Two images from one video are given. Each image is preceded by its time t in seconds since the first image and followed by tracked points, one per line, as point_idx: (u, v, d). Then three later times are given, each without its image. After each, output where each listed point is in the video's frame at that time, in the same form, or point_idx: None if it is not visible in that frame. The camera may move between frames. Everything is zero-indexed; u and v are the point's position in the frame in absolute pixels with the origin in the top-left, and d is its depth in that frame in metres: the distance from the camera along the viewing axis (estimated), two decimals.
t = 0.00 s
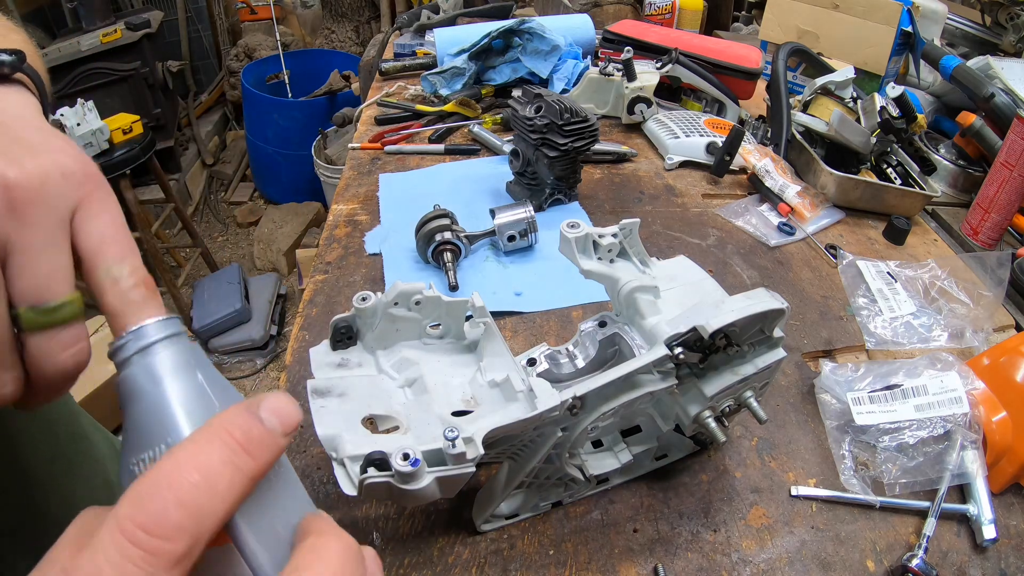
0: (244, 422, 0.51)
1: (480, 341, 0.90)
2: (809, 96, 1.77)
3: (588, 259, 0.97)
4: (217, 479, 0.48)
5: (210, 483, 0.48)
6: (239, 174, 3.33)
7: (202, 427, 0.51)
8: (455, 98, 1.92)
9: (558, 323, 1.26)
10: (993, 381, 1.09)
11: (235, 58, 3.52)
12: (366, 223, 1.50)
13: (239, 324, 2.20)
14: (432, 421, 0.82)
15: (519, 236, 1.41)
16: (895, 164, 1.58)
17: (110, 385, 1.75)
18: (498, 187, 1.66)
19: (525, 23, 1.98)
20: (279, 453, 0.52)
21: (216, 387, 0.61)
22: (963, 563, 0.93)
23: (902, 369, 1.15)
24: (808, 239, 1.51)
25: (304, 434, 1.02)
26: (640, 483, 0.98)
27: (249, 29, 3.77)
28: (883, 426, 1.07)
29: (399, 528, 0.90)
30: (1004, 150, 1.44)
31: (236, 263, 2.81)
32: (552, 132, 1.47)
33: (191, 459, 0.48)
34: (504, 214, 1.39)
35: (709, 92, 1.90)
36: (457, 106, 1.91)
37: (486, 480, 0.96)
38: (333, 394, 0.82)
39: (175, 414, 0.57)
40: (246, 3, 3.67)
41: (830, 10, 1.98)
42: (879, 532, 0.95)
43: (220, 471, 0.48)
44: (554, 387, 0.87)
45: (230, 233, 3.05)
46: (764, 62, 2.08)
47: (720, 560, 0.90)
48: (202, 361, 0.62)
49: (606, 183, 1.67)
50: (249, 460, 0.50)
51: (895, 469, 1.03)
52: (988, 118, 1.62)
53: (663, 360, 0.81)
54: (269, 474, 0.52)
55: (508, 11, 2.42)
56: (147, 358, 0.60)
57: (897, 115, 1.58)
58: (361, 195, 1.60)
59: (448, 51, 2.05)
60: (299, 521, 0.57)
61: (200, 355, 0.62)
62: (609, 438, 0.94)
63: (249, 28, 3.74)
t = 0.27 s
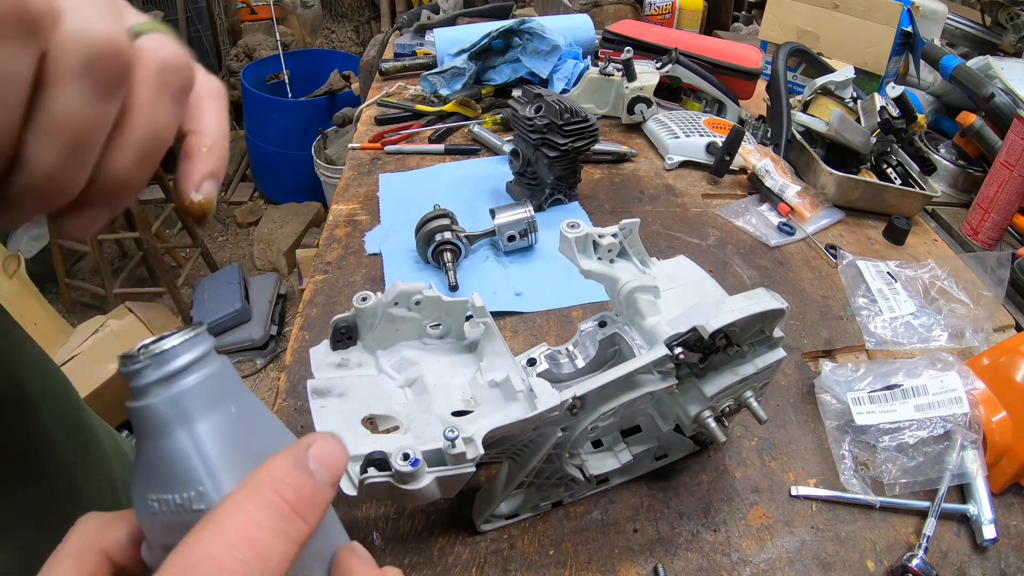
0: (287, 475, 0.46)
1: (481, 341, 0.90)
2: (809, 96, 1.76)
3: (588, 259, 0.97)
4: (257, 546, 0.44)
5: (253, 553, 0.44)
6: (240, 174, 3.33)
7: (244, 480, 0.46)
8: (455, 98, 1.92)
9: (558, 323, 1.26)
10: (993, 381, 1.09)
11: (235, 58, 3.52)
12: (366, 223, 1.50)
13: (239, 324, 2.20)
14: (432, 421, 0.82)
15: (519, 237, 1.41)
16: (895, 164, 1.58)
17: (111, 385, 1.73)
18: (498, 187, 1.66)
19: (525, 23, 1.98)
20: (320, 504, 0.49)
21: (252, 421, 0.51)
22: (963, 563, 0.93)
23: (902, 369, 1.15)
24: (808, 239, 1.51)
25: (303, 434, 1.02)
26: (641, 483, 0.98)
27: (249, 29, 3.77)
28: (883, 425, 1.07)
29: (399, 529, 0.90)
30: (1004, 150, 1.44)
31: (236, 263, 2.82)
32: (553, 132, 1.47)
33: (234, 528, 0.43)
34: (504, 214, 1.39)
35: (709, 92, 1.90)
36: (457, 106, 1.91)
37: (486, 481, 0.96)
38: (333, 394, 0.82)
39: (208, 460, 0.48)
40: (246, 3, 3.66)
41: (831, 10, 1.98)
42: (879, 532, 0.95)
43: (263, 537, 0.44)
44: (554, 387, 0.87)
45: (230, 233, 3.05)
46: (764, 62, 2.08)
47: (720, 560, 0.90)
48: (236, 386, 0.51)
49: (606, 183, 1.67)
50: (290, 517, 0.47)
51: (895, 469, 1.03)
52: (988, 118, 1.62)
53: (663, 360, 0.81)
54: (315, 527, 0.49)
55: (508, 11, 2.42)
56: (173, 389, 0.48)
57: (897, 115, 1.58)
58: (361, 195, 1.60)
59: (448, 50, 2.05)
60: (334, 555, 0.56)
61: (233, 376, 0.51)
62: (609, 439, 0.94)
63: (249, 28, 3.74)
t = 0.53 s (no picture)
0: (256, 418, 0.46)
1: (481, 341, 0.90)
2: (809, 96, 1.76)
3: (588, 259, 0.97)
4: (225, 496, 0.44)
5: (222, 508, 0.44)
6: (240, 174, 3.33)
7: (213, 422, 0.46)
8: (455, 98, 1.92)
9: (558, 323, 1.26)
10: (993, 381, 1.09)
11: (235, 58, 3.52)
12: (366, 223, 1.50)
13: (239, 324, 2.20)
14: (432, 421, 0.82)
15: (519, 237, 1.41)
16: (895, 164, 1.58)
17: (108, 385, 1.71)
18: (498, 187, 1.66)
19: (525, 23, 1.98)
20: (294, 446, 0.49)
21: (215, 354, 0.49)
22: (963, 563, 0.93)
23: (902, 369, 1.15)
24: (808, 239, 1.51)
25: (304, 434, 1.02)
26: (641, 483, 0.98)
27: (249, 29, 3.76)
28: (883, 426, 1.07)
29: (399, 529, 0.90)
30: (1004, 150, 1.44)
31: (236, 263, 2.82)
32: (553, 132, 1.47)
33: (199, 477, 0.43)
34: (504, 214, 1.39)
35: (709, 92, 1.90)
36: (457, 106, 1.91)
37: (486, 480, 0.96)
38: (333, 394, 0.82)
39: (168, 404, 0.45)
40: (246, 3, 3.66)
41: (830, 10, 1.98)
42: (879, 532, 0.95)
43: (232, 486, 0.44)
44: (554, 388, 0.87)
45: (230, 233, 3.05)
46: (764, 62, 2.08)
47: (720, 560, 0.90)
48: (195, 319, 0.48)
49: (606, 183, 1.67)
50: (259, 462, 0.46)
51: (895, 469, 1.03)
52: (988, 118, 1.62)
53: (663, 360, 0.81)
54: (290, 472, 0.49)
55: (508, 11, 2.42)
56: (125, 327, 0.44)
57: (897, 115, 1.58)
58: (361, 195, 1.60)
59: (448, 50, 2.05)
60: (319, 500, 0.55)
61: (191, 308, 0.48)
62: (609, 438, 0.94)
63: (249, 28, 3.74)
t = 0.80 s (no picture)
0: (200, 341, 0.45)
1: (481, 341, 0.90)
2: (809, 96, 1.76)
3: (588, 259, 0.97)
4: (163, 416, 0.44)
5: (159, 430, 0.43)
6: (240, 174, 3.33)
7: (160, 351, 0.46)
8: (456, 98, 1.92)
9: (558, 323, 1.26)
10: (993, 381, 1.09)
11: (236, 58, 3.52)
12: (366, 223, 1.50)
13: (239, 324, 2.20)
14: (432, 421, 0.82)
15: (519, 237, 1.41)
16: (895, 164, 1.58)
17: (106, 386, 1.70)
18: (498, 187, 1.66)
19: (525, 23, 1.98)
20: (242, 371, 0.48)
21: (175, 292, 0.49)
22: (963, 563, 0.93)
23: (902, 369, 1.15)
24: (808, 239, 1.51)
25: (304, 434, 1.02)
26: (641, 483, 0.98)
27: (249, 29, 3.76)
28: (883, 426, 1.07)
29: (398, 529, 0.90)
30: (1004, 150, 1.44)
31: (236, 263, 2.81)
32: (553, 132, 1.47)
33: (135, 400, 0.43)
34: (504, 214, 1.39)
35: (709, 92, 1.90)
36: (457, 106, 1.91)
37: (486, 481, 0.96)
38: (334, 394, 0.82)
39: (125, 335, 0.46)
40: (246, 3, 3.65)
41: (830, 10, 1.98)
42: (879, 532, 0.95)
43: (173, 411, 0.44)
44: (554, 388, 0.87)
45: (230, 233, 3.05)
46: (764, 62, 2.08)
47: (720, 560, 0.90)
48: (157, 256, 0.49)
49: (606, 183, 1.67)
50: (200, 391, 0.45)
51: (895, 469, 1.03)
52: (988, 118, 1.62)
53: (663, 360, 0.81)
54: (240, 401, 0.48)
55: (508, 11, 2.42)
56: (83, 263, 0.46)
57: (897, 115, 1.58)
58: (361, 195, 1.60)
59: (448, 50, 2.04)
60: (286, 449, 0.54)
61: (153, 247, 0.49)
62: (609, 439, 0.94)
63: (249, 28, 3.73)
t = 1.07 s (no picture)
0: (204, 367, 0.47)
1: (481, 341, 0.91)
2: (809, 96, 1.76)
3: (588, 259, 0.97)
4: (167, 435, 0.46)
5: (167, 448, 0.46)
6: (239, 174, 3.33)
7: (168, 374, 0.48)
8: (455, 98, 1.92)
9: (558, 323, 1.26)
10: (993, 381, 1.09)
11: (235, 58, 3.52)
12: (366, 223, 1.50)
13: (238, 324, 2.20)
14: (432, 421, 0.82)
15: (518, 237, 1.41)
16: (895, 164, 1.58)
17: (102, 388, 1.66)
18: (498, 187, 1.66)
19: (525, 23, 1.98)
20: (242, 397, 0.49)
21: (184, 322, 0.53)
22: (963, 563, 0.93)
23: (902, 369, 1.15)
24: (808, 239, 1.51)
25: (303, 434, 1.02)
26: (641, 483, 0.98)
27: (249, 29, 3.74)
28: (883, 425, 1.07)
29: (398, 528, 0.90)
30: (1004, 150, 1.44)
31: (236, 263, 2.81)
32: (552, 132, 1.47)
33: (145, 420, 0.45)
34: (504, 214, 1.39)
35: (709, 92, 1.90)
36: (457, 106, 1.91)
37: (486, 480, 0.96)
38: (333, 394, 0.82)
39: (136, 360, 0.50)
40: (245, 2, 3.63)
41: (831, 10, 1.98)
42: (879, 532, 0.95)
43: (178, 432, 0.46)
44: (554, 387, 0.87)
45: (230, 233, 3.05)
46: (764, 62, 2.08)
47: (720, 560, 0.90)
48: (168, 291, 0.54)
49: (606, 183, 1.67)
50: (204, 411, 0.48)
51: (895, 470, 1.03)
52: (988, 118, 1.62)
53: (663, 360, 0.81)
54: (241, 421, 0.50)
55: (508, 11, 2.42)
56: (100, 291, 0.51)
57: (897, 115, 1.58)
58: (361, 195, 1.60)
59: (448, 51, 2.04)
60: (284, 466, 0.56)
61: (165, 284, 0.55)
62: (609, 438, 0.94)
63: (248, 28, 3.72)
